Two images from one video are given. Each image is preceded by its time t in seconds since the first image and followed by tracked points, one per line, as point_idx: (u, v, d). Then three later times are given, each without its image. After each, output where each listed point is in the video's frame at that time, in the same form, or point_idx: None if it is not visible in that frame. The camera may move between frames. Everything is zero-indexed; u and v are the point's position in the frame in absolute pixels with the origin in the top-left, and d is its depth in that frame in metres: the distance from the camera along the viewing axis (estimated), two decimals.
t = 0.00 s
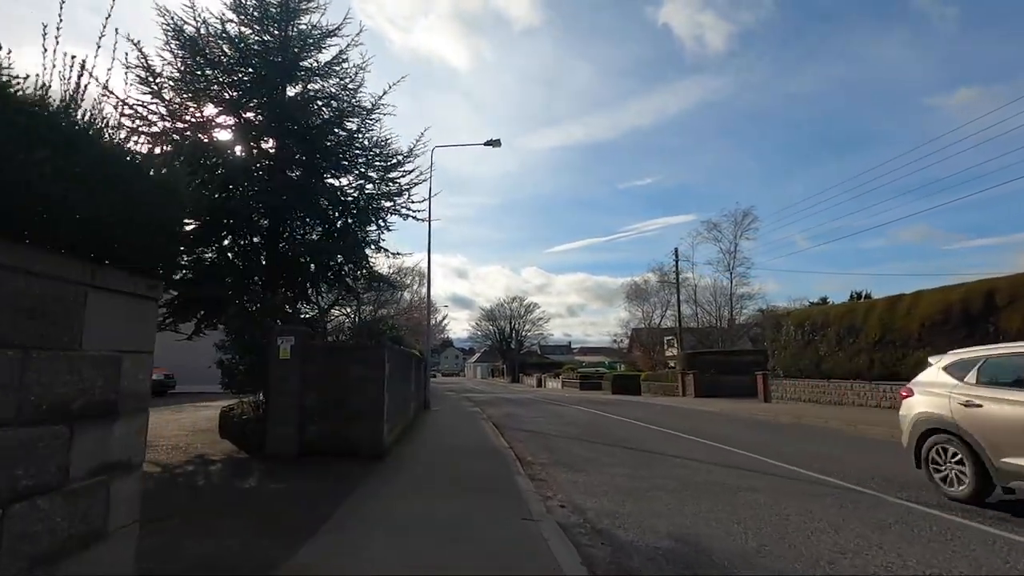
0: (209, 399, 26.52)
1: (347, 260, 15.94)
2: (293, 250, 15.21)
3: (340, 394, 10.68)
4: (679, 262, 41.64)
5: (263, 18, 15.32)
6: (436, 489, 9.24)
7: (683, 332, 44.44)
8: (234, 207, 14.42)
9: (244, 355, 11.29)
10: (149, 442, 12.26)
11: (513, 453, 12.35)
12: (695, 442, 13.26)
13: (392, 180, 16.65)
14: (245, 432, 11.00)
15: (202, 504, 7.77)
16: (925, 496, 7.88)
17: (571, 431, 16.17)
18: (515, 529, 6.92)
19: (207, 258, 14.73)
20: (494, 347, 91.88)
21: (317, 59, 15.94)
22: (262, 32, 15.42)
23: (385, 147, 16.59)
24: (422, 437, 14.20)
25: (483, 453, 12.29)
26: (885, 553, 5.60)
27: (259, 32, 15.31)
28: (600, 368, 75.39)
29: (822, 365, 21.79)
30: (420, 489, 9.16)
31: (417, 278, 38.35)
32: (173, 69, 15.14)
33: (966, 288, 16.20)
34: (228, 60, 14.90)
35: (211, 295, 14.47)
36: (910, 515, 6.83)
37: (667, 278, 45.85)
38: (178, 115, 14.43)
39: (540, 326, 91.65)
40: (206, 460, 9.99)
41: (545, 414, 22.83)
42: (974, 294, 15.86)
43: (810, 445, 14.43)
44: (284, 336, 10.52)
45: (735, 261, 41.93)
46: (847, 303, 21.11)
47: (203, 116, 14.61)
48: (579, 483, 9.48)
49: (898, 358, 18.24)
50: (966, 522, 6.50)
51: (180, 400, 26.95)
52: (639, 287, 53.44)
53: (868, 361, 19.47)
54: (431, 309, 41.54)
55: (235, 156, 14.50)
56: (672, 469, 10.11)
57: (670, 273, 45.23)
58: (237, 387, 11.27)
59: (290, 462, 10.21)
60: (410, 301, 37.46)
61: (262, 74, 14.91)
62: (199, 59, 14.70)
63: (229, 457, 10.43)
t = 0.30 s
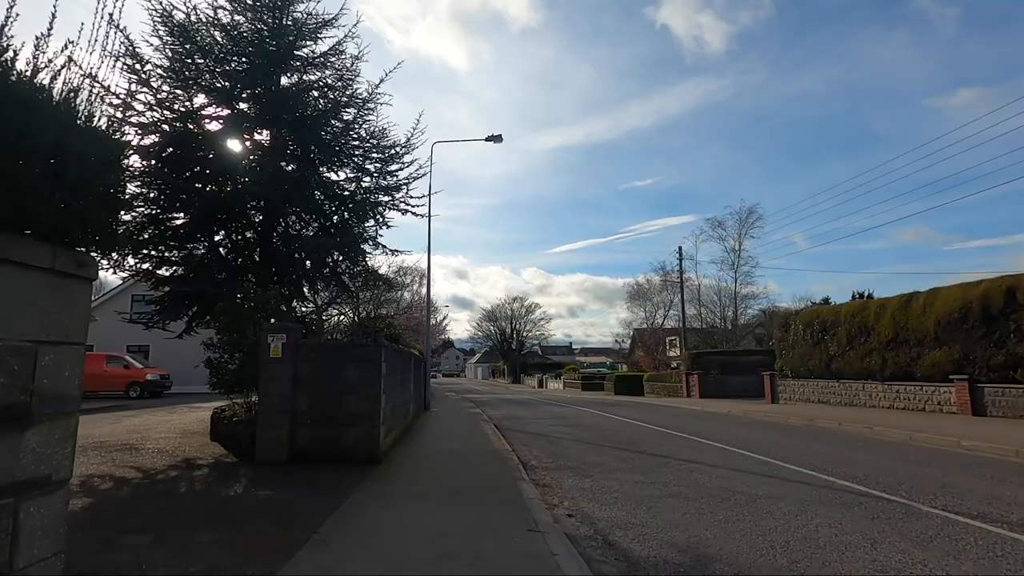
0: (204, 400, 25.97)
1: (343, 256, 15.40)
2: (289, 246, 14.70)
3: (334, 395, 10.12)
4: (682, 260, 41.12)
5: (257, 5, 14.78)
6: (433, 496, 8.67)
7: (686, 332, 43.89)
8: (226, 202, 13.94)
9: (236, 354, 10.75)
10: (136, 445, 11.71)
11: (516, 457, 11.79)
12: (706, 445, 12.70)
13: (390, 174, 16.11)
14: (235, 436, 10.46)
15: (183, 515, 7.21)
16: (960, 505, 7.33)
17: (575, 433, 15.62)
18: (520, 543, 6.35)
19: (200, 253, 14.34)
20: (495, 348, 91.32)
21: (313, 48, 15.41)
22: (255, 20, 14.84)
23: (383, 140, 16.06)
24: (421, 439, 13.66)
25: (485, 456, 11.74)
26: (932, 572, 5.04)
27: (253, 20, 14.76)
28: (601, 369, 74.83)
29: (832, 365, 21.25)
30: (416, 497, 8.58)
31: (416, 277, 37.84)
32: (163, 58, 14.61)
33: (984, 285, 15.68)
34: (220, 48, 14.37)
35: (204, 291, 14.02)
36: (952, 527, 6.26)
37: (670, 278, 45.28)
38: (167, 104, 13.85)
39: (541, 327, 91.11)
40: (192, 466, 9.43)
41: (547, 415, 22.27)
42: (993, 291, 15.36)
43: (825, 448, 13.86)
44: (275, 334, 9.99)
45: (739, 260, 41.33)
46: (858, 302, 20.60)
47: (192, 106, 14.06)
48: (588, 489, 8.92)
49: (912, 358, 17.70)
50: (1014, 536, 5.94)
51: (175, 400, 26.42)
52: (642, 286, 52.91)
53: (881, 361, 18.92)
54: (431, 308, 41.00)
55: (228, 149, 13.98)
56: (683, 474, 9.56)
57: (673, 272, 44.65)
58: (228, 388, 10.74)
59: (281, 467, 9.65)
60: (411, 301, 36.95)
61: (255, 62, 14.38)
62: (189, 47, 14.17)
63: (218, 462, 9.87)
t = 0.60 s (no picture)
0: (200, 399, 25.37)
1: (341, 249, 14.81)
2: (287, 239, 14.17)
3: (330, 392, 9.50)
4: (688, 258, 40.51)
5: None
6: (435, 500, 8.05)
7: (692, 331, 43.29)
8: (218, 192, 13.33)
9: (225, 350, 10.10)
10: (122, 446, 11.12)
11: (522, 458, 11.18)
12: (721, 446, 12.10)
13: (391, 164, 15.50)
14: (225, 436, 9.85)
15: (162, 522, 6.60)
16: (1009, 513, 6.74)
17: (582, 433, 15.03)
18: (531, 555, 5.74)
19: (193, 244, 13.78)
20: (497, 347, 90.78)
21: (310, 32, 14.76)
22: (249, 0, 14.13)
23: (384, 129, 15.45)
24: (422, 439, 13.07)
25: (489, 458, 11.13)
26: None
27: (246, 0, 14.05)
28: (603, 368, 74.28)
29: (845, 363, 20.63)
30: (417, 501, 7.97)
31: (418, 274, 37.28)
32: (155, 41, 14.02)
33: (1010, 279, 15.13)
34: (212, 31, 13.73)
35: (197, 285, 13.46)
36: (1008, 539, 5.67)
37: (675, 276, 44.69)
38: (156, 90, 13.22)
39: (543, 326, 90.54)
40: (177, 467, 8.84)
41: (551, 415, 21.69)
42: (1020, 284, 14.83)
43: (844, 448, 13.26)
44: (268, 329, 9.38)
45: (745, 257, 40.71)
46: (872, 298, 20.02)
47: (184, 92, 13.43)
48: (600, 493, 8.32)
49: (930, 355, 17.12)
50: None
51: (170, 399, 25.84)
52: (646, 284, 52.28)
53: (897, 358, 18.33)
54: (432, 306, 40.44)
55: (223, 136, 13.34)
56: (701, 477, 8.97)
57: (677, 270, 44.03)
58: (218, 386, 10.13)
59: (273, 469, 9.04)
60: (412, 299, 36.39)
61: (249, 46, 13.73)
62: (180, 29, 13.54)
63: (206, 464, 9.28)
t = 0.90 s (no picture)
0: (195, 399, 24.79)
1: (339, 243, 14.27)
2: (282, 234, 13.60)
3: (324, 394, 8.91)
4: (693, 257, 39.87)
5: None
6: (435, 509, 7.46)
7: (696, 331, 42.67)
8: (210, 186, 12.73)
9: (213, 348, 9.53)
10: (105, 450, 10.54)
11: (527, 463, 10.59)
12: (737, 451, 11.49)
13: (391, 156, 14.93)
14: (212, 440, 9.26)
15: (134, 537, 6.00)
16: None
17: (588, 436, 14.46)
18: None
19: (184, 239, 13.19)
20: (498, 347, 90.23)
21: (307, 17, 14.11)
22: None
23: (384, 119, 14.87)
24: (421, 443, 12.48)
25: (493, 464, 10.54)
26: None
27: None
28: (605, 368, 73.72)
29: (858, 365, 20.04)
30: (415, 511, 7.38)
31: (419, 273, 36.65)
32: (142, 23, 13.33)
33: None
34: (205, 14, 13.07)
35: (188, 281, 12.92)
36: None
37: (680, 275, 44.09)
38: (145, 76, 12.60)
39: (545, 326, 89.94)
40: (159, 475, 8.26)
41: (555, 416, 21.12)
42: None
43: (864, 453, 12.64)
44: (258, 326, 8.84)
45: (751, 256, 40.07)
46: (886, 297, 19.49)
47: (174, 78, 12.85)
48: (613, 504, 7.74)
49: (948, 356, 16.57)
50: None
51: (165, 399, 25.28)
52: (649, 284, 51.63)
53: (913, 359, 17.76)
54: (433, 305, 39.86)
55: (215, 126, 12.71)
56: (720, 487, 8.38)
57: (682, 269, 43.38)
58: (205, 386, 9.56)
59: (261, 476, 8.44)
60: (414, 297, 35.83)
61: (242, 31, 13.07)
62: (170, 12, 12.88)
63: (191, 471, 8.70)
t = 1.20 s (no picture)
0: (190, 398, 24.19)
1: (334, 234, 13.68)
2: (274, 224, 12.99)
3: (316, 392, 8.28)
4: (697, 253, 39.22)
5: None
6: (433, 516, 6.84)
7: (701, 329, 42.01)
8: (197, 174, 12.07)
9: (195, 343, 8.85)
10: (83, 450, 9.92)
11: (532, 465, 9.96)
12: (753, 453, 10.88)
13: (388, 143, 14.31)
14: (196, 441, 8.65)
15: (97, 548, 5.38)
16: None
17: (595, 437, 13.85)
18: None
19: (171, 229, 12.57)
20: (499, 345, 89.66)
21: None
22: None
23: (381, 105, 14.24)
24: (419, 443, 11.86)
25: (496, 465, 9.92)
26: None
27: None
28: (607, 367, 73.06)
29: (871, 362, 19.42)
30: (412, 518, 6.77)
31: (418, 269, 36.00)
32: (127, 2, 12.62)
33: None
34: None
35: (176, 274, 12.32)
36: None
37: (684, 272, 43.43)
38: (128, 57, 11.98)
39: (546, 324, 89.30)
40: (135, 480, 7.66)
41: (559, 415, 20.51)
42: None
43: (887, 454, 12.01)
44: (243, 318, 8.22)
45: (757, 253, 39.44)
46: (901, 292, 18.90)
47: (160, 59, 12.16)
48: (626, 511, 7.13)
49: (968, 352, 15.98)
50: None
51: (159, 397, 24.68)
52: (653, 281, 50.99)
53: (931, 356, 17.16)
54: (433, 303, 39.21)
55: (203, 109, 12.07)
56: (742, 491, 7.78)
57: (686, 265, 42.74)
58: (186, 383, 8.91)
59: (247, 480, 7.81)
60: (414, 294, 35.22)
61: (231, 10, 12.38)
62: None
63: (170, 474, 8.07)
